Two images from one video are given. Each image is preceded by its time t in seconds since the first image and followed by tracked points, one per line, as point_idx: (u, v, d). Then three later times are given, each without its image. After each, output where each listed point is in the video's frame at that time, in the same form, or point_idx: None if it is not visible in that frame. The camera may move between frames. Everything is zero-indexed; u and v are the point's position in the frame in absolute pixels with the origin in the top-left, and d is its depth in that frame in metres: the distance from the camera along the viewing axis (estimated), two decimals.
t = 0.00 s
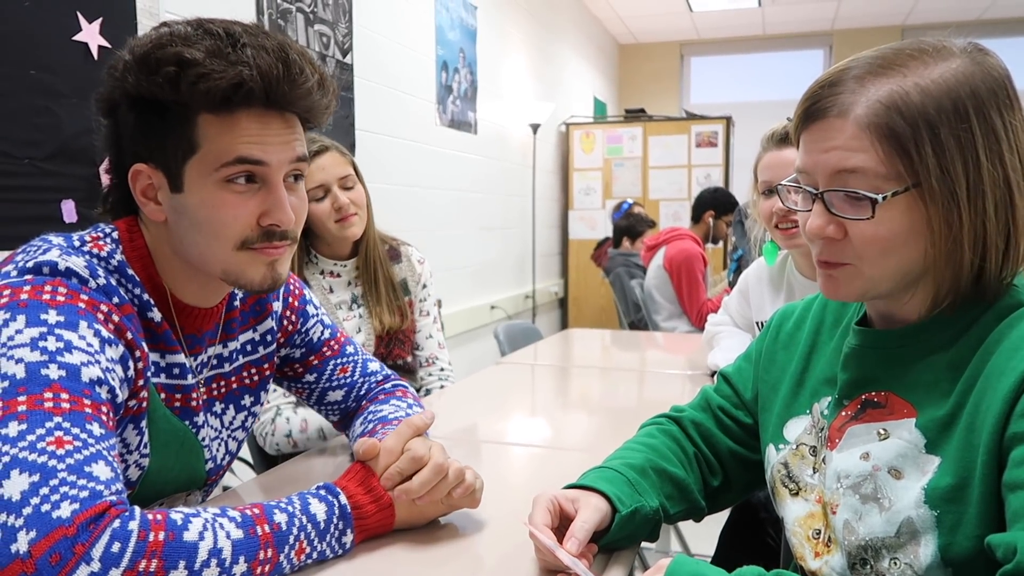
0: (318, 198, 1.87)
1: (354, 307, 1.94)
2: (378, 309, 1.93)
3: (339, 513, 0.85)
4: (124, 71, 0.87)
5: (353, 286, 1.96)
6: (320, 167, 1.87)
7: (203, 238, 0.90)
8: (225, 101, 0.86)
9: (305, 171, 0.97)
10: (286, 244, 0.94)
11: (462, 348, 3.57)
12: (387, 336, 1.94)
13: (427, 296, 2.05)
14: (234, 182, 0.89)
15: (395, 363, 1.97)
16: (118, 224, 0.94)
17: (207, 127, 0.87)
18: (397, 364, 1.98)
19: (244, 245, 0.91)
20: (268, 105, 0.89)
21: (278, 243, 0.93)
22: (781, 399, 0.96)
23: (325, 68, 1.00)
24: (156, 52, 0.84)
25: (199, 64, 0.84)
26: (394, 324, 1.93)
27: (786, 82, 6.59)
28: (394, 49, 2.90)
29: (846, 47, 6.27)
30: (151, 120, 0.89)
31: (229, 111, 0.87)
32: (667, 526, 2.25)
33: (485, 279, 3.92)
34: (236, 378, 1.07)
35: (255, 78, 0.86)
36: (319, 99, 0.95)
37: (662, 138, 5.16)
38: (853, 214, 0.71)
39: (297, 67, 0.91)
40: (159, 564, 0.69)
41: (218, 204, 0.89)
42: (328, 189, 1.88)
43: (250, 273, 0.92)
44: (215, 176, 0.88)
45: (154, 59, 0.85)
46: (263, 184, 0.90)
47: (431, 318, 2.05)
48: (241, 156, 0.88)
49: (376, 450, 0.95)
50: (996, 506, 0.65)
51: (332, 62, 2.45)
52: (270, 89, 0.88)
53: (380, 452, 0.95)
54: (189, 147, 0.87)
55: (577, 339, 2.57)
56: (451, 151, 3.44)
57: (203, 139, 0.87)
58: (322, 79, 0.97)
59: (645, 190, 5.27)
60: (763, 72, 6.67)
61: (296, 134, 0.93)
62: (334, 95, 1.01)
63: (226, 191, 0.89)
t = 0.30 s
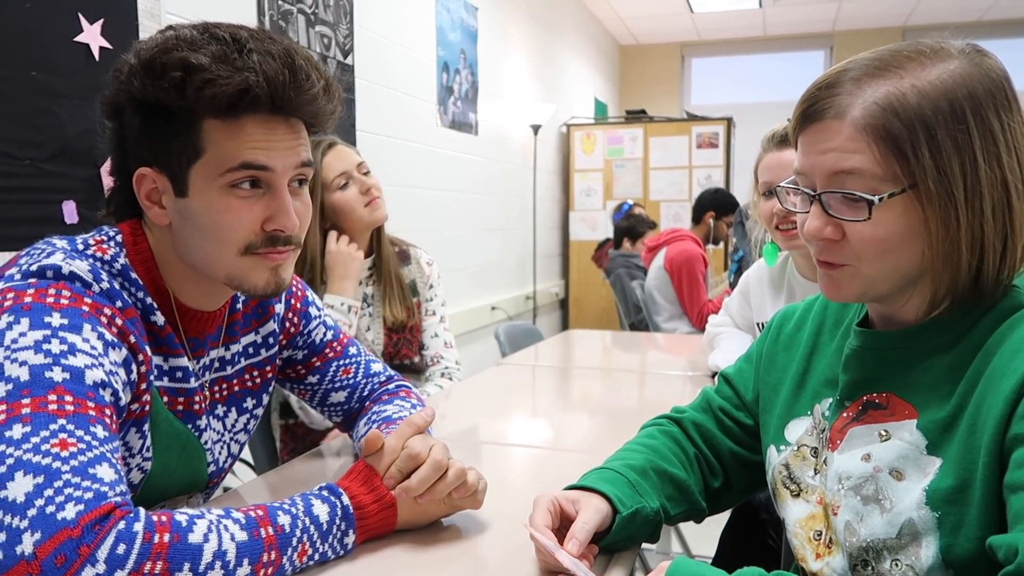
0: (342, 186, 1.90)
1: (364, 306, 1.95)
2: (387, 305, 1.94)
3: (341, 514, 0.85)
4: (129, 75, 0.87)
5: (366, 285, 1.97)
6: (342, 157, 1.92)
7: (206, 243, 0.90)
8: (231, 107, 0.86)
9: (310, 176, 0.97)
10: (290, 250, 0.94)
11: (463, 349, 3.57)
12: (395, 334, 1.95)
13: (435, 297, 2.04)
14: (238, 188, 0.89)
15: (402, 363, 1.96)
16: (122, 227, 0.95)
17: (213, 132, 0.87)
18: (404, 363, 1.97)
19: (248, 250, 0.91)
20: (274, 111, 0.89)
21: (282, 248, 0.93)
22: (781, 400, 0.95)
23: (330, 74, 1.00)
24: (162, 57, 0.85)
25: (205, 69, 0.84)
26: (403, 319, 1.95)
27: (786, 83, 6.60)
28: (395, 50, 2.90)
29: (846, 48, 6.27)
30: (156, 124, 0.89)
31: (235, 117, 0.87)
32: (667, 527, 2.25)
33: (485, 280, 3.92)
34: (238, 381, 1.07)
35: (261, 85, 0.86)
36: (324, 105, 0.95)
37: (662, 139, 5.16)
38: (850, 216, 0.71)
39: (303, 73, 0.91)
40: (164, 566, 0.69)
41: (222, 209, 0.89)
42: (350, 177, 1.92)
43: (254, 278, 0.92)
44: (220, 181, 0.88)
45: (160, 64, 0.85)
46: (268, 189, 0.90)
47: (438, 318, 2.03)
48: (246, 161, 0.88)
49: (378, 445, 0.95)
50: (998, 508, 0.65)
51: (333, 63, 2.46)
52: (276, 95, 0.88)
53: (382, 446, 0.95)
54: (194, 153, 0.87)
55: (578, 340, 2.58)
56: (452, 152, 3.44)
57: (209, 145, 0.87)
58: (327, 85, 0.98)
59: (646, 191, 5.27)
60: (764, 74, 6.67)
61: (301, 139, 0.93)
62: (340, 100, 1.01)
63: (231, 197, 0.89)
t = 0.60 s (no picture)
0: (356, 176, 1.92)
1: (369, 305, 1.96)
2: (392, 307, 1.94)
3: (341, 514, 0.85)
4: (132, 76, 0.87)
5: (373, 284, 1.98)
6: (360, 149, 1.95)
7: (207, 246, 0.90)
8: (234, 111, 0.86)
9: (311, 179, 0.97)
10: (291, 253, 0.94)
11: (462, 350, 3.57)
12: (397, 335, 1.95)
13: (436, 301, 2.03)
14: (239, 191, 0.89)
15: (401, 364, 1.97)
16: (122, 228, 0.95)
17: (214, 135, 0.87)
18: (402, 364, 1.98)
19: (248, 253, 0.91)
20: (276, 115, 0.89)
21: (283, 252, 0.93)
22: (780, 401, 0.96)
23: (332, 78, 1.00)
24: (165, 60, 0.85)
25: (208, 73, 0.84)
26: (409, 324, 1.95)
27: (784, 84, 6.60)
28: (394, 51, 2.90)
29: (845, 49, 6.28)
30: (158, 126, 0.89)
31: (237, 120, 0.87)
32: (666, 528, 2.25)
33: (484, 281, 3.92)
34: (237, 383, 1.07)
35: (264, 89, 0.87)
36: (326, 109, 0.95)
37: (661, 140, 5.17)
38: (849, 215, 0.72)
39: (305, 77, 0.92)
40: (163, 567, 0.69)
41: (222, 212, 0.89)
42: (366, 168, 1.94)
43: (254, 282, 0.92)
44: (221, 184, 0.88)
45: (163, 66, 0.85)
46: (269, 193, 0.90)
47: (436, 321, 2.01)
48: (247, 165, 0.88)
49: (380, 447, 0.95)
50: (995, 508, 0.65)
51: (332, 63, 2.46)
52: (278, 100, 0.88)
53: (384, 448, 0.95)
54: (195, 155, 0.87)
55: (577, 340, 2.58)
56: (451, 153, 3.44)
57: (210, 147, 0.87)
58: (329, 89, 0.98)
59: (645, 192, 5.27)
60: (763, 75, 6.67)
61: (303, 143, 0.93)
62: (342, 104, 1.01)
63: (232, 200, 0.89)
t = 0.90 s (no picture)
0: (365, 186, 1.92)
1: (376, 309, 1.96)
2: (399, 311, 1.94)
3: (342, 514, 0.85)
4: (132, 78, 0.87)
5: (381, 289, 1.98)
6: (371, 158, 1.94)
7: (207, 247, 0.90)
8: (234, 112, 0.86)
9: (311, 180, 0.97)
10: (291, 254, 0.94)
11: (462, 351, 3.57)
12: (403, 339, 1.95)
13: (441, 305, 2.03)
14: (240, 192, 0.89)
15: (405, 367, 1.97)
16: (122, 229, 0.95)
17: (215, 136, 0.87)
18: (406, 367, 1.97)
19: (249, 255, 0.91)
20: (277, 116, 0.89)
21: (283, 253, 0.93)
22: (781, 402, 0.95)
23: (333, 79, 1.00)
24: (166, 61, 0.85)
25: (209, 74, 0.84)
26: (414, 327, 1.95)
27: (785, 84, 6.60)
28: (394, 52, 2.90)
29: (846, 49, 6.28)
30: (159, 127, 0.89)
31: (238, 122, 0.87)
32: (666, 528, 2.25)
33: (484, 281, 3.92)
34: (237, 383, 1.07)
35: (265, 90, 0.87)
36: (327, 110, 0.95)
37: (662, 140, 5.17)
38: (847, 213, 0.72)
39: (306, 78, 0.92)
40: (163, 567, 0.69)
41: (222, 213, 0.89)
42: (375, 178, 1.93)
43: (254, 284, 0.92)
44: (221, 185, 0.88)
45: (164, 67, 0.85)
46: (269, 194, 0.90)
47: (442, 326, 2.01)
48: (247, 166, 0.88)
49: (381, 447, 0.95)
50: (995, 509, 0.65)
51: (333, 64, 2.46)
52: (279, 101, 0.88)
53: (384, 449, 0.95)
54: (196, 156, 0.87)
55: (577, 341, 2.58)
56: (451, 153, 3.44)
57: (211, 148, 0.87)
58: (330, 89, 0.98)
59: (645, 192, 5.27)
60: (763, 75, 6.67)
61: (304, 144, 0.93)
62: (343, 105, 1.01)
63: (233, 201, 0.89)
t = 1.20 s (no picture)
0: (369, 190, 1.92)
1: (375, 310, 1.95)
2: (397, 313, 1.94)
3: (337, 513, 0.85)
4: (128, 76, 0.87)
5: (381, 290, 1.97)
6: (375, 162, 1.94)
7: (202, 246, 0.89)
8: (230, 111, 0.85)
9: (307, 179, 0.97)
10: (286, 253, 0.94)
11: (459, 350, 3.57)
12: (400, 340, 1.95)
13: (439, 306, 2.03)
14: (236, 191, 0.89)
15: (402, 367, 1.97)
16: (118, 227, 0.94)
17: (210, 134, 0.86)
18: (402, 368, 1.97)
19: (244, 254, 0.91)
20: (273, 114, 0.88)
21: (279, 252, 0.93)
22: (778, 400, 0.96)
23: (330, 77, 1.00)
24: (162, 59, 0.84)
25: (204, 72, 0.84)
26: (411, 329, 1.95)
27: (782, 83, 6.61)
28: (390, 50, 2.90)
29: (842, 49, 6.29)
30: (155, 125, 0.89)
31: (233, 120, 0.86)
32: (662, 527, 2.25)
33: (481, 280, 3.92)
34: (233, 382, 1.07)
35: (261, 88, 0.86)
36: (324, 108, 0.95)
37: (658, 139, 5.17)
38: (847, 183, 0.74)
39: (302, 77, 0.91)
40: (159, 566, 0.69)
41: (217, 212, 0.88)
42: (378, 182, 1.93)
43: (250, 284, 0.92)
44: (216, 184, 0.88)
45: (159, 66, 0.84)
46: (264, 193, 0.90)
47: (439, 327, 2.01)
48: (243, 165, 0.88)
49: (378, 447, 0.96)
50: (991, 507, 0.66)
51: (329, 62, 2.45)
52: (275, 99, 0.88)
53: (380, 449, 0.96)
54: (192, 155, 0.87)
55: (574, 340, 2.58)
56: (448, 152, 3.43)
57: (206, 147, 0.87)
58: (326, 88, 0.97)
59: (642, 191, 5.27)
60: (760, 74, 6.67)
61: (300, 143, 0.93)
62: (339, 104, 1.01)
63: (228, 201, 0.88)
